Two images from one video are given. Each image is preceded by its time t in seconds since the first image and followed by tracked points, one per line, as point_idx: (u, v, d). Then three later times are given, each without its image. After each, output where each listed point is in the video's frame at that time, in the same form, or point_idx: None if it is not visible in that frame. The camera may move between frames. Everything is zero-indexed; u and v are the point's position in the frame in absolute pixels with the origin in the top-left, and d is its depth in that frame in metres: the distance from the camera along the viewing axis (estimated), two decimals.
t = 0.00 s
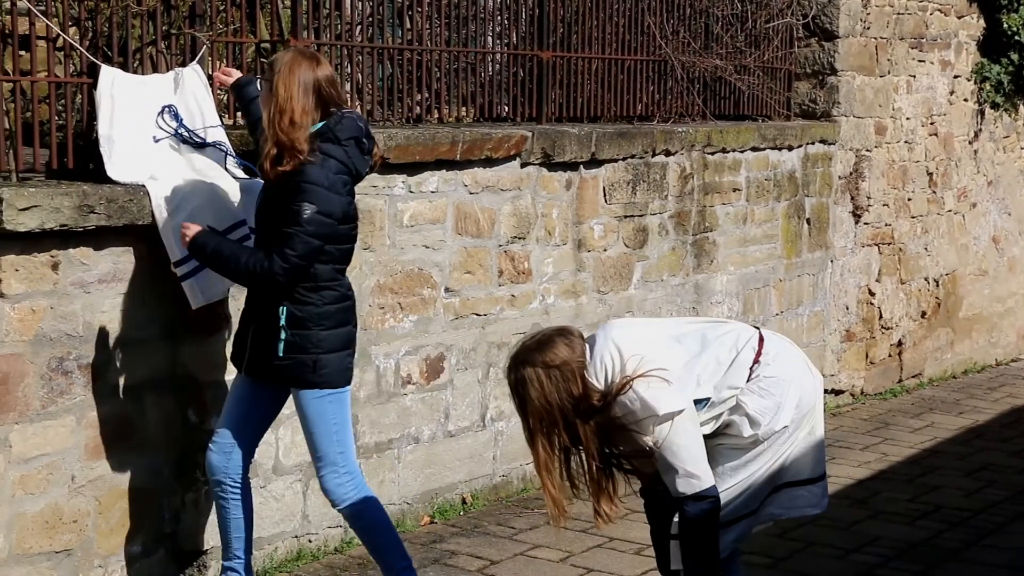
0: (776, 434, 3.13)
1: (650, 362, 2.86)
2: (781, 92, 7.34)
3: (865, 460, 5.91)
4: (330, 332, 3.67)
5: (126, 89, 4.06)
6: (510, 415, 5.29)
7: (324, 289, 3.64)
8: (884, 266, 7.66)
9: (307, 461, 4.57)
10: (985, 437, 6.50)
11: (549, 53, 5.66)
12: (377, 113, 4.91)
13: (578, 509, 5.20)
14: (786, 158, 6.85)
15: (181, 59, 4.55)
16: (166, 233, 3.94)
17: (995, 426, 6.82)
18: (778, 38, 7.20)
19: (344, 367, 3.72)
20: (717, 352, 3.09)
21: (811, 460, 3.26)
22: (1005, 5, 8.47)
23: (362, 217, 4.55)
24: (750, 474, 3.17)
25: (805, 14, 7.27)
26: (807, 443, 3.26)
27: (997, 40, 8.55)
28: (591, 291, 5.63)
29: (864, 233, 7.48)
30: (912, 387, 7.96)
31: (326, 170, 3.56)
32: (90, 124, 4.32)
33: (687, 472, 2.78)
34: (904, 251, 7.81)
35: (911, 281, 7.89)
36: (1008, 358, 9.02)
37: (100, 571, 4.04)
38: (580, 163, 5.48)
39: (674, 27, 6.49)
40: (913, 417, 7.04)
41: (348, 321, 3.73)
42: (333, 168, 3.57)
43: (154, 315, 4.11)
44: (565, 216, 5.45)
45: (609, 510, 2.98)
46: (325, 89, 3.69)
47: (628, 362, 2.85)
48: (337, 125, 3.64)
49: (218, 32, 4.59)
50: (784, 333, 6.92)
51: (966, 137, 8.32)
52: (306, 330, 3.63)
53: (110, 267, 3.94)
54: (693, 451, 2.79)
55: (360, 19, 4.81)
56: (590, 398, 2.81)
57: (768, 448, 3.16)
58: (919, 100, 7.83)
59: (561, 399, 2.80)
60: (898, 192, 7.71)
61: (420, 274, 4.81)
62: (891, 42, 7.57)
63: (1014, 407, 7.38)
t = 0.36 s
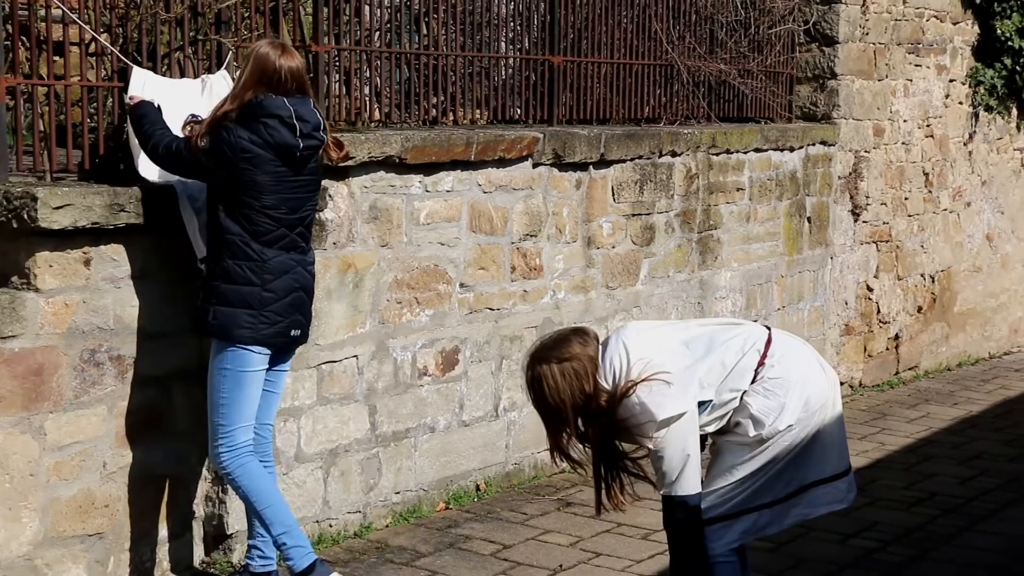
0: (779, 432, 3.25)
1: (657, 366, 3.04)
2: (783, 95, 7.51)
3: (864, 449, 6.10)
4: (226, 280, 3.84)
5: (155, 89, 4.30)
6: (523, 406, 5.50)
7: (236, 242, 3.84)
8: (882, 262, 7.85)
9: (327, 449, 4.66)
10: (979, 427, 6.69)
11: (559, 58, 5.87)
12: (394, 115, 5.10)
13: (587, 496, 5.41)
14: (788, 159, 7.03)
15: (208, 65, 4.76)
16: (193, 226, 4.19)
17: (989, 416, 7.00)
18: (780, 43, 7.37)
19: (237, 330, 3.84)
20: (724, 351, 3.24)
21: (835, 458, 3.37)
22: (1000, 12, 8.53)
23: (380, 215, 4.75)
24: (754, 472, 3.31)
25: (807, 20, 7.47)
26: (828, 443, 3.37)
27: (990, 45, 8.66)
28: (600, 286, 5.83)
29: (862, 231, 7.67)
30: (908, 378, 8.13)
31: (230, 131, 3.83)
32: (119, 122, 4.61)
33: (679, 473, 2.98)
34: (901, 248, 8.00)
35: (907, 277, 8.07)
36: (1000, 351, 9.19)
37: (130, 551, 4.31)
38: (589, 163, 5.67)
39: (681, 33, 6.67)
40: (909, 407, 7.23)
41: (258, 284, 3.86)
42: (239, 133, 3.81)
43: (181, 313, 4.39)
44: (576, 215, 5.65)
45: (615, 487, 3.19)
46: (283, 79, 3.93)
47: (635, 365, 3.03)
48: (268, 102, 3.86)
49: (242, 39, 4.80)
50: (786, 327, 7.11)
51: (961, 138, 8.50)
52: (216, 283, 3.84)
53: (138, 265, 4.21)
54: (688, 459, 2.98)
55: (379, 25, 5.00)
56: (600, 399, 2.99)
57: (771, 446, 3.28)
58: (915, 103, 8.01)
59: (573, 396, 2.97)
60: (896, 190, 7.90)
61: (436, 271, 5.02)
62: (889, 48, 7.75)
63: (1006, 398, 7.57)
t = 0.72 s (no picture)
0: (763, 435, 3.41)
1: (647, 381, 3.33)
2: (772, 108, 7.91)
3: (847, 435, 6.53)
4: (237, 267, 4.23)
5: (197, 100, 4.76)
6: (532, 395, 5.93)
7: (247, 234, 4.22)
8: (863, 263, 8.27)
9: (351, 434, 5.07)
10: (952, 414, 7.10)
11: (566, 73, 6.30)
12: (413, 126, 5.52)
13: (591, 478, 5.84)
14: (777, 167, 7.45)
15: (242, 79, 5.15)
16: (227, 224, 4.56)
17: (962, 403, 7.42)
18: (770, 60, 7.81)
19: (245, 315, 4.23)
20: (717, 360, 3.46)
21: (830, 450, 3.50)
22: (972, 32, 9.02)
23: (400, 219, 5.15)
24: (745, 467, 3.49)
25: (795, 39, 7.90)
26: (819, 436, 3.51)
27: (963, 62, 9.17)
28: (603, 285, 6.24)
29: (845, 233, 8.09)
30: (888, 369, 8.55)
31: (244, 134, 4.21)
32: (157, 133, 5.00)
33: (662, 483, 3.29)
34: (881, 249, 8.41)
35: (887, 275, 8.50)
36: (973, 345, 9.63)
37: (170, 527, 4.73)
38: (593, 171, 6.09)
39: (678, 51, 7.10)
40: (889, 396, 7.65)
41: (266, 274, 4.24)
42: (252, 135, 4.19)
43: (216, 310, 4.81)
44: (581, 219, 6.06)
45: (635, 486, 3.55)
46: (297, 90, 4.31)
47: (628, 381, 3.33)
48: (280, 109, 4.24)
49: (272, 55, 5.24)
50: (775, 322, 7.53)
51: (935, 148, 8.97)
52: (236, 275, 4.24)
53: (178, 264, 4.63)
54: (672, 464, 3.28)
55: (400, 44, 5.42)
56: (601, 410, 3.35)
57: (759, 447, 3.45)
58: (893, 117, 8.46)
59: (582, 403, 3.35)
60: (876, 197, 8.32)
61: (451, 270, 5.43)
62: (870, 64, 8.21)
63: (978, 387, 8.01)
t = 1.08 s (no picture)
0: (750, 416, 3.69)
1: (645, 310, 3.61)
2: (764, 117, 8.33)
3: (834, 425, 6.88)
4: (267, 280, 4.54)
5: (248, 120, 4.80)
6: (537, 387, 6.27)
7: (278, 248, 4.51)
8: (850, 263, 8.72)
9: (367, 424, 5.37)
10: (933, 405, 7.43)
11: (570, 84, 6.65)
12: (425, 134, 5.84)
13: (592, 465, 6.18)
14: (769, 172, 7.82)
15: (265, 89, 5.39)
16: (250, 229, 4.80)
17: (941, 395, 7.76)
18: (761, 72, 8.24)
19: (278, 325, 4.55)
20: (712, 323, 3.73)
21: (823, 439, 3.76)
22: (951, 46, 9.58)
23: (413, 221, 5.46)
24: (739, 455, 3.72)
25: (785, 52, 8.34)
26: (813, 426, 3.77)
27: (943, 74, 9.73)
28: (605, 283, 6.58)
29: (833, 235, 8.50)
30: (872, 363, 8.95)
31: (280, 150, 4.46)
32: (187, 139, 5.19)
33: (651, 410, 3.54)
34: (866, 250, 8.88)
35: (872, 275, 8.96)
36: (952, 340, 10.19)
37: (197, 511, 5.01)
38: (595, 176, 6.41)
39: (676, 63, 7.48)
40: (874, 388, 8.00)
41: (297, 286, 4.56)
42: (289, 151, 4.45)
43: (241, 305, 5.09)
44: (582, 221, 6.38)
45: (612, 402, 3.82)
46: (320, 102, 4.60)
47: (628, 305, 3.62)
48: (310, 125, 4.51)
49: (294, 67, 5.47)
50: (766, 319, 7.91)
51: (918, 155, 9.49)
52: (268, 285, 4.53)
53: (201, 264, 4.89)
54: (659, 396, 3.54)
55: (413, 56, 5.77)
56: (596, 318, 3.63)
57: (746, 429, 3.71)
58: (879, 124, 8.98)
59: (581, 306, 3.64)
60: (862, 201, 8.79)
61: (461, 269, 5.76)
62: (856, 76, 8.68)
63: (957, 379, 8.38)
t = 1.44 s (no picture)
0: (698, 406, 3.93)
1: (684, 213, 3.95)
2: (755, 122, 8.84)
3: (822, 416, 7.19)
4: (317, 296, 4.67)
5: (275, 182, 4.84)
6: (539, 379, 6.54)
7: (331, 265, 4.63)
8: (837, 262, 9.23)
9: (374, 415, 5.58)
10: (915, 397, 7.72)
11: (569, 91, 6.98)
12: (431, 137, 6.11)
13: (591, 455, 6.46)
14: (760, 174, 8.16)
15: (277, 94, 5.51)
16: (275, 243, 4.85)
17: (923, 388, 8.06)
18: (753, 79, 8.73)
19: (337, 335, 4.68)
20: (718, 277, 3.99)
21: (770, 438, 3.99)
22: (933, 55, 10.25)
23: (420, 221, 5.70)
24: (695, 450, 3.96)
25: (775, 60, 8.84)
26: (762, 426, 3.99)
27: (925, 81, 10.40)
28: (602, 281, 6.96)
29: (821, 234, 9.00)
30: (858, 358, 9.57)
31: (328, 169, 4.55)
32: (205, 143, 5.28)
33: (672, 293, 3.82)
34: (852, 250, 9.39)
35: (858, 273, 9.50)
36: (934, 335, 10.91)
37: (212, 499, 5.17)
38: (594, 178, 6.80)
39: (670, 70, 7.95)
40: (860, 380, 8.33)
41: (350, 298, 4.69)
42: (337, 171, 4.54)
43: (257, 300, 5.25)
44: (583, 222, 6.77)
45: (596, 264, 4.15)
46: (354, 110, 4.64)
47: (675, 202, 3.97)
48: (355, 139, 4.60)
49: (306, 75, 5.58)
50: (757, 315, 8.27)
51: (901, 159, 10.11)
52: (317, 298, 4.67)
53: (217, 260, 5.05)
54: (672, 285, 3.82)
55: (419, 63, 6.04)
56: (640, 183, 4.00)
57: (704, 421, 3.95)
58: (864, 129, 9.53)
59: (636, 172, 4.01)
60: (848, 202, 9.30)
61: (466, 267, 6.00)
62: (842, 83, 9.23)
63: (939, 373, 8.70)
